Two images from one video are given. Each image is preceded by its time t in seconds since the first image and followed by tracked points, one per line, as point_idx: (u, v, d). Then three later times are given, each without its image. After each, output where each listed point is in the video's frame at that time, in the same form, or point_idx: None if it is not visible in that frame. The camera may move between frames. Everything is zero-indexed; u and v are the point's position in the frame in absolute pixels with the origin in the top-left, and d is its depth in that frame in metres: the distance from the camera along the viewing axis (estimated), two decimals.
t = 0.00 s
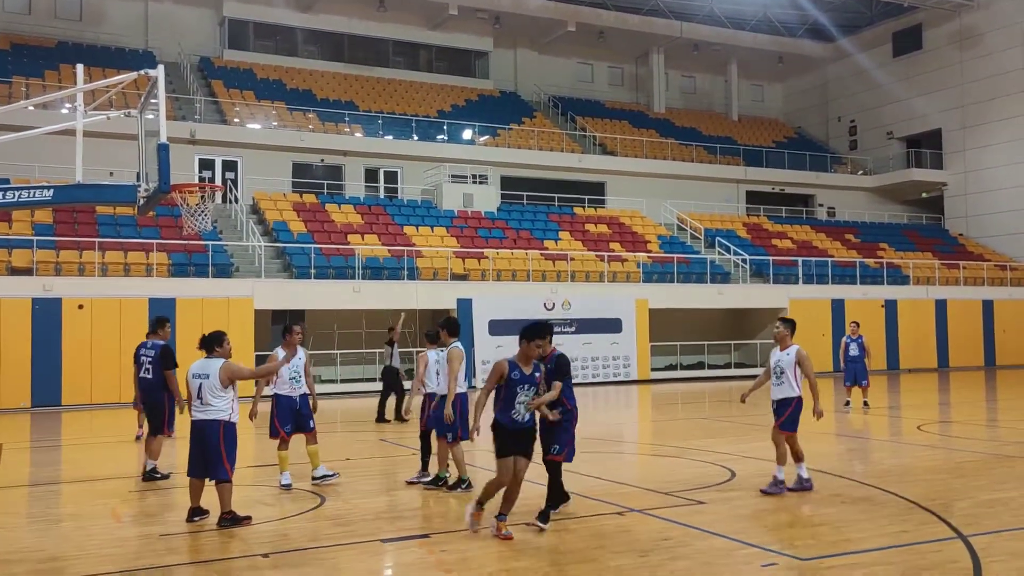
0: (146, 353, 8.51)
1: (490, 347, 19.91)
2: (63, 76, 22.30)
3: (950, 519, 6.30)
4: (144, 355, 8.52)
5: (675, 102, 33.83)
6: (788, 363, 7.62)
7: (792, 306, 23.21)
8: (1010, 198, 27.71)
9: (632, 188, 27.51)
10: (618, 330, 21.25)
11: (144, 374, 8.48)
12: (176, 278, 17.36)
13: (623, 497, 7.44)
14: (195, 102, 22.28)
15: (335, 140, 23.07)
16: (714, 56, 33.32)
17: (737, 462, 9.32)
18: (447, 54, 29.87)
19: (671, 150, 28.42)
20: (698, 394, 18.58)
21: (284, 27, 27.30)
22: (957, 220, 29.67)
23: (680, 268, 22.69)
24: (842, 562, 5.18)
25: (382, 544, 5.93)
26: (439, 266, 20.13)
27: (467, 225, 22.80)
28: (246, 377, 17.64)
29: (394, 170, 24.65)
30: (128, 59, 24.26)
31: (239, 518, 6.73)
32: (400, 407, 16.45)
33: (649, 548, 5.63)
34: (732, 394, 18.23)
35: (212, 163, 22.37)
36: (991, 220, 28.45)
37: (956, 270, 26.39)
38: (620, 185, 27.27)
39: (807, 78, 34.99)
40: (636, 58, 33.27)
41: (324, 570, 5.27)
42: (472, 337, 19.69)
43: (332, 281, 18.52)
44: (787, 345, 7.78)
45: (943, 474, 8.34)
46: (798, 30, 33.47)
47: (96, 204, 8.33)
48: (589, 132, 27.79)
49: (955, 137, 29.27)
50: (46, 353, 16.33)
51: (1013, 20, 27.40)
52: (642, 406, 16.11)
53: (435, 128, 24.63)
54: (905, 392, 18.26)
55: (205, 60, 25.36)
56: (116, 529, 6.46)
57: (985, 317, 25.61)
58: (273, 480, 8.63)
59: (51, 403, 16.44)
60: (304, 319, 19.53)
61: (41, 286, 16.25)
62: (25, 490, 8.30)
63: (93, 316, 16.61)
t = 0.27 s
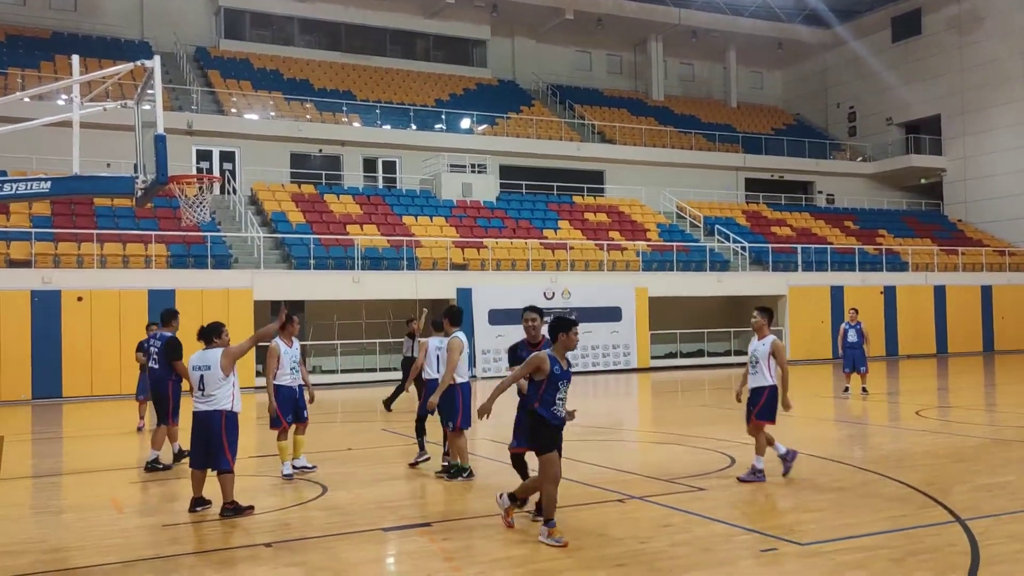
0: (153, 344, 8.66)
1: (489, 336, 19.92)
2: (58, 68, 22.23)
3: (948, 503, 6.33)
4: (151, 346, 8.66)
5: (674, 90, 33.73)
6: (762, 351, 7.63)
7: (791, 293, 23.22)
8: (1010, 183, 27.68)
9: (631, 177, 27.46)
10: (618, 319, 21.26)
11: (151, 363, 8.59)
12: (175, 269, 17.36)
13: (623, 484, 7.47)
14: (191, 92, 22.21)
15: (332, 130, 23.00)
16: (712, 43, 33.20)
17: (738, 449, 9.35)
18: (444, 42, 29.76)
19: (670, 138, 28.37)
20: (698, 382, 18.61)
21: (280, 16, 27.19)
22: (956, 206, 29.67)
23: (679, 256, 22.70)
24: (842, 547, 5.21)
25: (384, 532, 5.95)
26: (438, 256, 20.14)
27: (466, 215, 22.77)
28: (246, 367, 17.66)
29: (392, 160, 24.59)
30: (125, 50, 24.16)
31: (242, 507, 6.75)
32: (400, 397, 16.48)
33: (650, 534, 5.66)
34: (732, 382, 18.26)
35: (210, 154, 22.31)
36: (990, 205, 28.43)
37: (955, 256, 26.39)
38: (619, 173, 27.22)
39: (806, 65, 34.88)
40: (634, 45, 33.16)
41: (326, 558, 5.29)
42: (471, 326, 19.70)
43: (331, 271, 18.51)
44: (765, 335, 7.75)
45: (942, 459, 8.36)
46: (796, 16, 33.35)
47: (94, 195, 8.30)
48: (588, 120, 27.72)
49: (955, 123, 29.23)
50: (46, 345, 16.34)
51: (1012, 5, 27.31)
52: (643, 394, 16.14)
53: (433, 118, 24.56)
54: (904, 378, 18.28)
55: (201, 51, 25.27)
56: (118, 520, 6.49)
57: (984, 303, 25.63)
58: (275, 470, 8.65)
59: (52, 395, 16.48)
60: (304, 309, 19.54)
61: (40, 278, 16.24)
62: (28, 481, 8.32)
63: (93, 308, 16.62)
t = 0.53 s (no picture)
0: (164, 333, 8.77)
1: (487, 324, 19.94)
2: (52, 57, 22.10)
3: (944, 487, 6.37)
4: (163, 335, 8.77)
5: (670, 75, 33.62)
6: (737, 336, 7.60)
7: (788, 279, 23.25)
8: (1006, 167, 27.69)
9: (627, 163, 27.42)
10: (615, 306, 21.27)
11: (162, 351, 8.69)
12: (172, 259, 17.33)
13: (622, 471, 7.50)
14: (186, 81, 22.11)
15: (327, 118, 22.92)
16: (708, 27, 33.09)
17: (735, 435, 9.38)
18: (439, 29, 29.63)
19: (666, 124, 28.31)
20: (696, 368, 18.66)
21: (274, 4, 27.04)
22: (952, 190, 29.70)
23: (676, 242, 22.71)
24: (839, 531, 5.24)
25: (384, 520, 5.98)
26: (435, 243, 20.15)
27: (463, 202, 22.75)
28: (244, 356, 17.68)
29: (388, 148, 24.53)
30: (118, 38, 24.02)
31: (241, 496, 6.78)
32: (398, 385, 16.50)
33: (649, 520, 5.69)
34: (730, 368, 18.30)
35: (205, 143, 22.23)
36: (986, 189, 28.45)
37: (952, 240, 26.42)
38: (615, 160, 27.19)
39: (802, 49, 34.78)
40: (629, 31, 33.04)
41: (327, 546, 5.31)
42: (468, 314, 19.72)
43: (328, 259, 18.51)
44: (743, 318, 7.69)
45: (939, 443, 8.40)
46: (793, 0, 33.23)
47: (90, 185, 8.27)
48: (584, 107, 27.65)
49: (951, 107, 29.21)
50: (43, 336, 16.33)
51: None
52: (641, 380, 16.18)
53: (428, 105, 24.45)
54: (901, 362, 18.34)
55: (195, 39, 25.13)
56: (118, 510, 6.50)
57: (980, 287, 25.68)
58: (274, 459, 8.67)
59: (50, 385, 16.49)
60: (301, 298, 19.55)
61: (37, 268, 16.20)
62: (28, 472, 8.34)
63: (90, 298, 16.60)
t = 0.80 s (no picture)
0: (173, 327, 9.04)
1: (484, 313, 19.96)
2: (47, 46, 22.00)
3: (939, 474, 6.40)
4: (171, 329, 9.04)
5: (667, 64, 33.53)
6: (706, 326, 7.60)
7: (785, 267, 23.27)
8: (1002, 155, 27.70)
9: (624, 152, 27.39)
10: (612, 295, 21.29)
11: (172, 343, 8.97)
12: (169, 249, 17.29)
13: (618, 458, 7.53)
14: (181, 70, 22.01)
15: (323, 107, 22.85)
16: (705, 16, 32.99)
17: (732, 422, 9.42)
18: (435, 17, 29.52)
19: (663, 112, 28.26)
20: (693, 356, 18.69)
21: None
22: (949, 179, 29.73)
23: (673, 231, 22.71)
24: (835, 518, 5.27)
25: (382, 508, 6.00)
26: (431, 233, 20.15)
27: (459, 191, 22.73)
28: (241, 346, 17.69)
29: (384, 137, 24.49)
30: (113, 27, 23.90)
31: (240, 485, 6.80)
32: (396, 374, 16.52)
33: (645, 508, 5.72)
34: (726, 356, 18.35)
35: (201, 133, 22.16)
36: (983, 177, 28.47)
37: (948, 228, 26.44)
38: (612, 149, 27.15)
39: (799, 37, 34.70)
40: (626, 19, 32.95)
41: (325, 534, 5.34)
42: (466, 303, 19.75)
43: (325, 249, 18.49)
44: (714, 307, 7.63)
45: (934, 430, 8.44)
46: None
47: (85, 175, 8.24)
48: (580, 95, 27.60)
49: (948, 95, 29.22)
50: (40, 326, 16.31)
51: None
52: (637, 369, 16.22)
53: (424, 94, 24.37)
54: (897, 350, 18.40)
55: (190, 28, 25.01)
56: (116, 499, 6.52)
57: (977, 275, 25.73)
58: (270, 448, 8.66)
59: (47, 376, 16.49)
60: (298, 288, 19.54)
61: (33, 258, 16.16)
62: (26, 461, 8.35)
63: (87, 288, 16.57)
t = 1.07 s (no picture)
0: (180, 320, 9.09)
1: (483, 304, 19.97)
2: (45, 36, 21.95)
3: (935, 464, 6.41)
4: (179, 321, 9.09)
5: (668, 55, 33.44)
6: (681, 318, 7.51)
7: (785, 260, 23.26)
8: (1003, 147, 27.63)
9: (625, 144, 27.34)
10: (611, 286, 21.28)
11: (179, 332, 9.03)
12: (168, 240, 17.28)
13: (616, 449, 7.54)
14: (180, 60, 21.94)
15: (323, 98, 22.80)
16: (706, 7, 32.88)
17: (729, 414, 9.43)
18: (435, 8, 29.43)
19: (663, 104, 28.19)
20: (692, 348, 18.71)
21: None
22: (950, 171, 29.69)
23: (672, 223, 22.70)
24: (830, 507, 5.28)
25: (378, 498, 6.01)
26: (431, 224, 20.16)
27: (459, 183, 22.71)
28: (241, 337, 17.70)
29: (384, 129, 24.45)
30: (112, 18, 23.83)
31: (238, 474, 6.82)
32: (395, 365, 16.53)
33: (641, 497, 5.72)
34: (725, 348, 18.36)
35: (201, 123, 22.13)
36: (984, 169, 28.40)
37: (948, 221, 26.41)
38: (612, 141, 27.10)
39: (800, 29, 34.60)
40: (627, 11, 32.86)
41: (321, 523, 5.35)
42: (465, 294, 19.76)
43: (324, 240, 18.48)
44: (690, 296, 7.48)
45: (931, 421, 8.45)
46: None
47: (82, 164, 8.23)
48: (581, 87, 27.55)
49: (949, 88, 29.16)
50: (39, 317, 16.33)
51: None
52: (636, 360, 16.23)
53: (425, 85, 24.32)
54: (897, 342, 18.39)
55: (190, 18, 24.94)
56: (114, 488, 6.54)
57: (977, 268, 25.71)
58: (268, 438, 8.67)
59: (47, 366, 16.52)
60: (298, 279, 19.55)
61: (32, 249, 16.16)
62: (24, 451, 8.37)
63: (86, 279, 16.58)
